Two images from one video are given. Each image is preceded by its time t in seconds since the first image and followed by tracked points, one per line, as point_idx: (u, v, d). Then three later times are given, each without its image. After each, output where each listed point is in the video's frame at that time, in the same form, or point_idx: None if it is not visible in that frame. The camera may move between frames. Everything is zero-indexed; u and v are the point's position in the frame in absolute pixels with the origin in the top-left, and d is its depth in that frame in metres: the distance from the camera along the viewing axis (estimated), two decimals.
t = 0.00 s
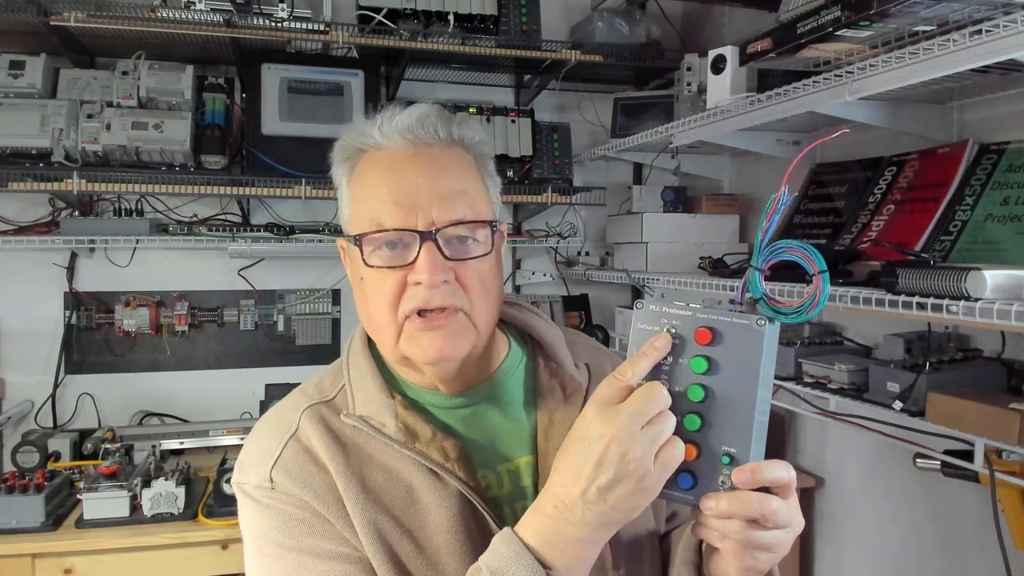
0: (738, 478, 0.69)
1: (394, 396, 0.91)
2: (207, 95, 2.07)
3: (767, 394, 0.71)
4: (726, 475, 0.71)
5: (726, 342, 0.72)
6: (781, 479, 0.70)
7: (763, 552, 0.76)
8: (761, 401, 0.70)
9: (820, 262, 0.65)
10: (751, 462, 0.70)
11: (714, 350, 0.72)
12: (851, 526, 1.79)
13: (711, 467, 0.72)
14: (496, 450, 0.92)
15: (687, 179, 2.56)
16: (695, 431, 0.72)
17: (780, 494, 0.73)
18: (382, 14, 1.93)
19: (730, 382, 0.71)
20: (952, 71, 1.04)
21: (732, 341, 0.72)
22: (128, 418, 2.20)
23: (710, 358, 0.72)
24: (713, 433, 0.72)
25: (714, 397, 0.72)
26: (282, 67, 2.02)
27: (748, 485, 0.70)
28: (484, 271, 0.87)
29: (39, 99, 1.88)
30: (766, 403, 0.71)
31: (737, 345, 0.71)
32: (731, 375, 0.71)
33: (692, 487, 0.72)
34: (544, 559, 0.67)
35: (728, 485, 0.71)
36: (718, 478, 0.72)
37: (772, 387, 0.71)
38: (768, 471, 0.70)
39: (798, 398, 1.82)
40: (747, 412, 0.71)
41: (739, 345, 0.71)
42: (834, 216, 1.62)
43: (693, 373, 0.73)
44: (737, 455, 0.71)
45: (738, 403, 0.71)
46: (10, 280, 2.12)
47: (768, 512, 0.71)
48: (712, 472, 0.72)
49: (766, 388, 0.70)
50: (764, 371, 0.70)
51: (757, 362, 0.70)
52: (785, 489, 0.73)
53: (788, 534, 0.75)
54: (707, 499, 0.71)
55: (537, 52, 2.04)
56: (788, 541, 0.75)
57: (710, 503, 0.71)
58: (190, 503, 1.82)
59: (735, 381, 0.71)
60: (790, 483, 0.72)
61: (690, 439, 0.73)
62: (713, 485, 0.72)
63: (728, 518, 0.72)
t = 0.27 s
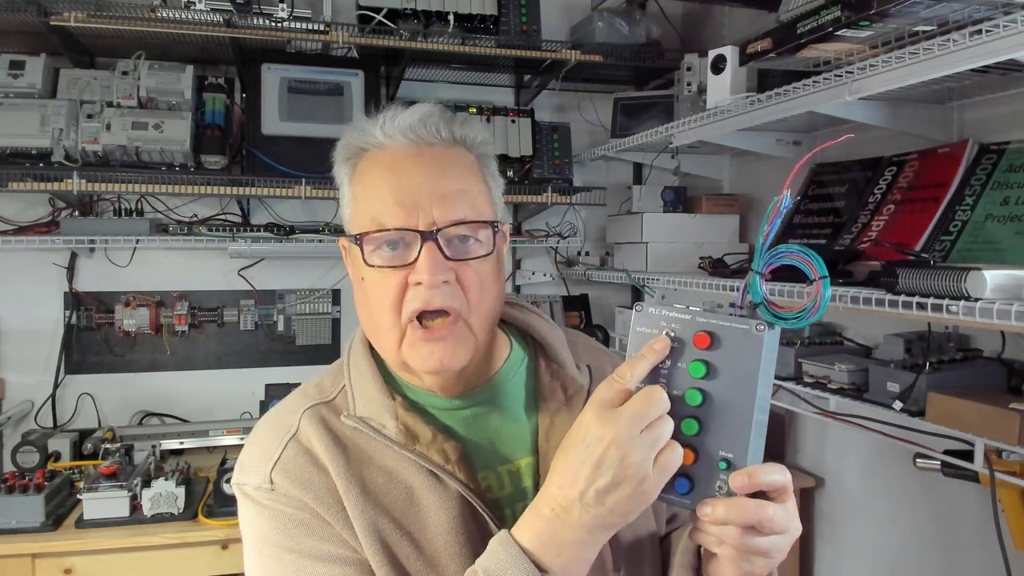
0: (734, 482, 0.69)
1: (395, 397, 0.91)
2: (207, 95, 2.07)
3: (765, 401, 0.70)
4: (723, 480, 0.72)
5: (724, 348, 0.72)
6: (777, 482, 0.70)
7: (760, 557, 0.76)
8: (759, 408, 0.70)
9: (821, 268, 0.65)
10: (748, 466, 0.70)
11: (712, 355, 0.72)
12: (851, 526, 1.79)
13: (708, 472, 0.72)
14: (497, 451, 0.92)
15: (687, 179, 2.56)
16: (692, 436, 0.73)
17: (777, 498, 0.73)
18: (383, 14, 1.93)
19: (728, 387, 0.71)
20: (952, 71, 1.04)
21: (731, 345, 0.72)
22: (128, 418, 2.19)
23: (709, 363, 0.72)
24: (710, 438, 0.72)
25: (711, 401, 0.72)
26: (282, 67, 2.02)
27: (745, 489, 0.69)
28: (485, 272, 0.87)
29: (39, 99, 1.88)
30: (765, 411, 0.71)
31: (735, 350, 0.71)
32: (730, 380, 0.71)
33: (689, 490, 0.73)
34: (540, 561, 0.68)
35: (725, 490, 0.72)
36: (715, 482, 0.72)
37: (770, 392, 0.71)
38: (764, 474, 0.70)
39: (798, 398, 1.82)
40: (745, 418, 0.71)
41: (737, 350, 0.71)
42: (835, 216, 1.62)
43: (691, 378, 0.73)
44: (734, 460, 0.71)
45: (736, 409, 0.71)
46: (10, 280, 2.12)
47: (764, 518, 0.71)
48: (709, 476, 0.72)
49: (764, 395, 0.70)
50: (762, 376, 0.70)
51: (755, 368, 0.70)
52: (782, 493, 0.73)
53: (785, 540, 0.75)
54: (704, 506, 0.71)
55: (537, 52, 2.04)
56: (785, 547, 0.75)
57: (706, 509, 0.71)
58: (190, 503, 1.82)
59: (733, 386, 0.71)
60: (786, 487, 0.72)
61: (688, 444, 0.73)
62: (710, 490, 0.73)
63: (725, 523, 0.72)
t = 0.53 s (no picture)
0: (733, 490, 0.69)
1: (395, 398, 0.91)
2: (207, 95, 2.07)
3: (764, 408, 0.70)
4: (721, 487, 0.72)
5: (723, 354, 0.72)
6: (774, 489, 0.71)
7: (757, 564, 0.76)
8: (757, 414, 0.70)
9: (821, 274, 0.64)
10: (746, 473, 0.70)
11: (710, 361, 0.72)
12: (851, 526, 1.79)
13: (706, 478, 0.73)
14: (497, 453, 0.92)
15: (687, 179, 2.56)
16: (690, 442, 0.73)
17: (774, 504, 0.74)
18: (383, 14, 1.93)
19: (726, 393, 0.71)
20: (951, 71, 1.04)
21: (729, 352, 0.72)
22: (128, 418, 2.20)
23: (707, 369, 0.72)
24: (708, 445, 0.72)
25: (709, 407, 0.72)
26: (282, 67, 2.02)
27: (743, 497, 0.70)
28: (486, 272, 0.87)
29: (39, 99, 1.88)
30: (763, 417, 0.71)
31: (733, 356, 0.71)
32: (728, 387, 0.71)
33: (686, 497, 0.73)
34: (536, 563, 0.68)
35: (722, 497, 0.72)
36: (713, 490, 0.72)
37: (768, 399, 0.70)
38: (762, 481, 0.70)
39: (798, 398, 1.82)
40: (742, 425, 0.70)
41: (735, 357, 0.71)
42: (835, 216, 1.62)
43: (689, 384, 0.73)
44: (732, 467, 0.71)
45: (734, 415, 0.71)
46: (10, 280, 2.12)
47: (761, 527, 0.71)
48: (706, 483, 0.72)
49: (763, 402, 0.70)
50: (761, 382, 0.70)
51: (754, 376, 0.70)
52: (779, 498, 0.73)
53: (782, 546, 0.75)
54: (701, 514, 0.71)
55: (537, 52, 2.04)
56: (782, 553, 0.75)
57: (704, 517, 0.71)
58: (190, 503, 1.82)
59: (731, 392, 0.71)
60: (784, 492, 0.72)
61: (686, 450, 0.73)
62: (708, 497, 0.72)
63: (722, 531, 0.72)
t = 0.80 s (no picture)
0: (733, 493, 0.69)
1: (395, 399, 0.91)
2: (207, 95, 2.07)
3: (765, 411, 0.70)
4: (722, 491, 0.72)
5: (723, 358, 0.72)
6: (775, 493, 0.70)
7: (758, 569, 0.75)
8: (758, 417, 0.70)
9: (819, 277, 0.65)
10: (747, 476, 0.70)
11: (710, 365, 0.72)
12: (851, 527, 1.79)
13: (707, 482, 0.73)
14: (498, 454, 0.92)
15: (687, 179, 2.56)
16: (691, 446, 0.73)
17: (775, 510, 0.73)
18: (383, 14, 1.93)
19: (726, 397, 0.72)
20: (952, 71, 1.04)
21: (729, 356, 0.72)
22: (128, 418, 2.20)
23: (707, 373, 0.72)
24: (709, 449, 0.73)
25: (710, 410, 0.73)
26: (282, 67, 2.02)
27: (744, 501, 0.69)
28: (487, 272, 0.87)
29: (39, 99, 1.88)
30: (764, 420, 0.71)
31: (734, 360, 0.71)
32: (728, 391, 0.72)
33: (687, 501, 0.73)
34: (533, 563, 0.68)
35: (723, 501, 0.72)
36: (714, 494, 0.72)
37: (769, 402, 0.71)
38: (763, 485, 0.70)
39: (798, 398, 1.82)
40: (744, 428, 0.70)
41: (736, 360, 0.71)
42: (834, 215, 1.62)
43: (690, 388, 0.73)
44: (733, 471, 0.71)
45: (734, 418, 0.71)
46: (9, 280, 2.12)
47: (762, 531, 0.70)
48: (707, 486, 0.73)
49: (763, 406, 0.70)
50: (761, 386, 0.70)
51: (753, 379, 0.70)
52: (781, 504, 0.72)
53: (783, 550, 0.74)
54: (702, 517, 0.71)
55: (537, 52, 2.04)
56: (783, 557, 0.75)
57: (705, 521, 0.71)
58: (190, 503, 1.82)
59: (731, 396, 0.71)
60: (785, 497, 0.72)
61: (687, 455, 0.73)
62: (709, 501, 0.72)
63: (723, 535, 0.72)
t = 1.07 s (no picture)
0: (733, 493, 0.69)
1: (396, 398, 0.91)
2: (207, 95, 2.07)
3: (764, 410, 0.70)
4: (721, 491, 0.72)
5: (721, 358, 0.72)
6: (774, 492, 0.70)
7: (758, 569, 0.75)
8: (757, 416, 0.70)
9: (815, 276, 0.65)
10: (746, 475, 0.70)
11: (708, 365, 0.73)
12: (851, 527, 1.79)
13: (707, 482, 0.73)
14: (498, 454, 0.92)
15: (687, 179, 2.56)
16: (690, 446, 0.73)
17: (775, 508, 0.73)
18: (383, 14, 1.93)
19: (725, 396, 0.72)
20: (952, 71, 1.04)
21: (727, 355, 0.72)
22: (128, 417, 2.20)
23: (705, 373, 0.73)
24: (708, 449, 0.73)
25: (709, 410, 0.73)
26: (282, 67, 2.02)
27: (743, 500, 0.69)
28: (488, 272, 0.87)
29: (39, 99, 1.88)
30: (763, 419, 0.70)
31: (732, 359, 0.71)
32: (727, 390, 0.72)
33: (687, 501, 0.73)
34: (532, 563, 0.68)
35: (723, 501, 0.72)
36: (714, 493, 0.72)
37: (768, 401, 0.70)
38: (762, 484, 0.70)
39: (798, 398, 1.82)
40: (743, 427, 0.70)
41: (734, 360, 0.71)
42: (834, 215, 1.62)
43: (688, 388, 0.73)
44: (732, 471, 0.71)
45: (733, 418, 0.71)
46: (10, 280, 2.12)
47: (763, 530, 0.70)
48: (706, 486, 0.73)
49: (762, 404, 0.70)
50: (759, 385, 0.70)
51: (751, 378, 0.70)
52: (781, 502, 0.72)
53: (783, 550, 0.74)
54: (702, 517, 0.71)
55: (537, 52, 2.04)
56: (783, 557, 0.75)
57: (705, 521, 0.71)
58: (190, 503, 1.82)
59: (730, 395, 0.71)
60: (785, 496, 0.71)
61: (686, 455, 0.73)
62: (709, 501, 0.72)
63: (723, 534, 0.72)
